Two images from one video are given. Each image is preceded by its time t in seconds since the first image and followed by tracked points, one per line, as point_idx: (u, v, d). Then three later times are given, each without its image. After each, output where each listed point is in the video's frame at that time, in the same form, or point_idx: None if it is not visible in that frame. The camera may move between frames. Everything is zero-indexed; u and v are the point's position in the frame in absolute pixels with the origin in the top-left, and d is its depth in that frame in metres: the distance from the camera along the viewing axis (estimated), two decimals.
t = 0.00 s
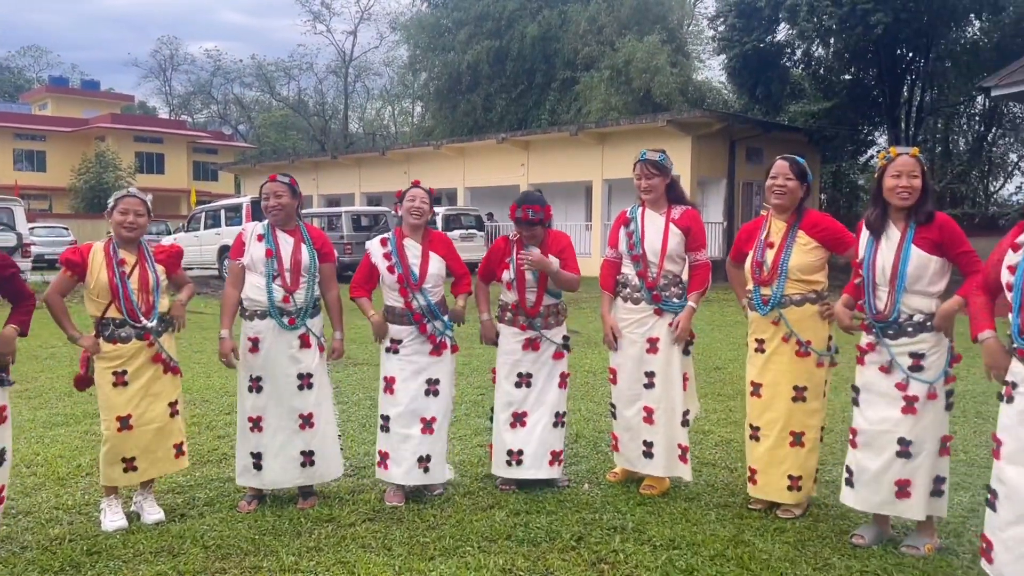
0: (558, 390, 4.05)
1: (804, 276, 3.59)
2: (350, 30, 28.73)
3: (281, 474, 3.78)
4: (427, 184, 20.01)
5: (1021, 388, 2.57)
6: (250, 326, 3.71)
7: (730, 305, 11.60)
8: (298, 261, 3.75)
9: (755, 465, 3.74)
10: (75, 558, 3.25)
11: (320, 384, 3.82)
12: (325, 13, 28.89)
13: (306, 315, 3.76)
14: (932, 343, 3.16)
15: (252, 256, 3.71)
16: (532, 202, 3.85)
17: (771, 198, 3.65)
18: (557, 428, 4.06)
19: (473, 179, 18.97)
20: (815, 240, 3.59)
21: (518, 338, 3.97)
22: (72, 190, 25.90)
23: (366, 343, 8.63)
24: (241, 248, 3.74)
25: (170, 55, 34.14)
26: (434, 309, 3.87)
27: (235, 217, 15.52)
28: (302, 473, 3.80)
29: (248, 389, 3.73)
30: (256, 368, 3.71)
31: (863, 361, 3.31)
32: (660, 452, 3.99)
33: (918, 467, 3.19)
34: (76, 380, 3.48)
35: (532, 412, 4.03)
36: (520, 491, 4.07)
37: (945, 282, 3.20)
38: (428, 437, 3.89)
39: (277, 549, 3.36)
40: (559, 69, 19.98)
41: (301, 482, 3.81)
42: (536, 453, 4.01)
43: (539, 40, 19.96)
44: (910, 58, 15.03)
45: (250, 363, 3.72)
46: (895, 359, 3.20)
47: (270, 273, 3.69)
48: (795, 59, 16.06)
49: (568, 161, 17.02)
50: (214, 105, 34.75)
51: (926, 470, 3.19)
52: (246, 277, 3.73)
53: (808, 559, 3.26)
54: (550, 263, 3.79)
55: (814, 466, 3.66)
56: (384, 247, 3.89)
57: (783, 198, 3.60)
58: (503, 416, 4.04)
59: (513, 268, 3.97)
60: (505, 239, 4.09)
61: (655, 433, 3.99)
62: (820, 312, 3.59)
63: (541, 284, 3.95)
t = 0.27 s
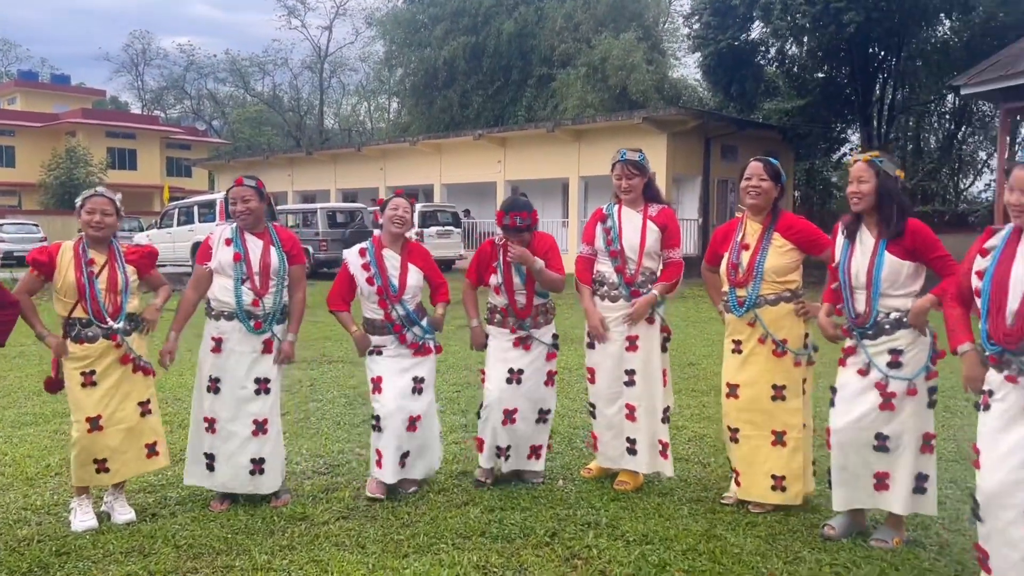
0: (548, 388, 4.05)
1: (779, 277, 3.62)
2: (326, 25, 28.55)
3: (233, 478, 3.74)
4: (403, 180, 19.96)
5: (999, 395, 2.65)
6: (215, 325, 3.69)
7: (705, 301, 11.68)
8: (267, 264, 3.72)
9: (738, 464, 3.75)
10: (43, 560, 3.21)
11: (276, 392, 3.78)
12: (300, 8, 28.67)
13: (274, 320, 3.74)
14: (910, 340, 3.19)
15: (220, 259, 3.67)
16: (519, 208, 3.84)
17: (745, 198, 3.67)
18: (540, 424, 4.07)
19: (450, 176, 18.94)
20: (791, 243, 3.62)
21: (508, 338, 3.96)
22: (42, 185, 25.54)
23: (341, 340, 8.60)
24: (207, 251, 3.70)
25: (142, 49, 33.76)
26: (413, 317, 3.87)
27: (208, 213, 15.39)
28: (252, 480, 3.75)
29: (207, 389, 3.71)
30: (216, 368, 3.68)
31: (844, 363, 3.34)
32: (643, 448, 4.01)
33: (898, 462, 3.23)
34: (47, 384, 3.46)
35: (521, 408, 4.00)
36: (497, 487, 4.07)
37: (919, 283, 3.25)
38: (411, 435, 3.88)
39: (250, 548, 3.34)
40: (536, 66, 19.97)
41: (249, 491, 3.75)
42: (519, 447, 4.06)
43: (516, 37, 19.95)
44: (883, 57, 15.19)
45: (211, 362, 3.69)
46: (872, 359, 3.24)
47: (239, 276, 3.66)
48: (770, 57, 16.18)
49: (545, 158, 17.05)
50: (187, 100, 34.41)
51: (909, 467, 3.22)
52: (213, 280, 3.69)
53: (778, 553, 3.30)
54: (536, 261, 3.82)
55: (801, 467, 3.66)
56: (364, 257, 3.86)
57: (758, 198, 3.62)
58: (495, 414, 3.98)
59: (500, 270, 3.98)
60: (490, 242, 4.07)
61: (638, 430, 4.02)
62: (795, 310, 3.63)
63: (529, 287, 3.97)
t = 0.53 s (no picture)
0: (523, 382, 4.05)
1: (746, 271, 3.65)
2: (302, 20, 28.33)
3: (223, 472, 3.71)
4: (380, 176, 19.89)
5: (951, 376, 2.76)
6: (200, 321, 3.64)
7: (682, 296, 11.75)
8: (250, 254, 3.69)
9: (700, 457, 3.81)
10: (12, 559, 3.17)
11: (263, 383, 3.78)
12: (276, 2, 28.43)
13: (260, 310, 3.72)
14: (873, 333, 3.24)
15: (202, 251, 3.64)
16: (504, 199, 3.83)
17: (719, 191, 3.69)
18: (519, 420, 4.06)
19: (427, 172, 18.90)
20: (761, 236, 3.65)
21: (484, 330, 3.98)
22: (13, 181, 25.16)
23: (317, 337, 8.56)
24: (188, 242, 3.69)
25: (115, 43, 33.33)
26: (389, 302, 3.87)
27: (183, 209, 15.25)
28: (241, 471, 3.74)
29: (192, 385, 3.65)
30: (203, 362, 3.63)
31: (810, 355, 3.38)
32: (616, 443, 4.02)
33: (861, 454, 3.26)
34: None
35: (499, 402, 4.00)
36: (479, 484, 4.06)
37: (885, 275, 3.29)
38: (378, 429, 3.88)
39: (223, 546, 3.32)
40: (514, 62, 19.91)
41: (239, 481, 3.75)
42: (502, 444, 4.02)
43: (493, 32, 19.90)
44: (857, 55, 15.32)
45: (198, 357, 3.64)
46: (838, 350, 3.28)
47: (223, 267, 3.63)
48: (746, 54, 16.26)
49: (522, 155, 17.06)
50: (161, 95, 34.04)
51: (871, 459, 3.26)
52: (196, 271, 3.67)
53: (751, 546, 3.32)
54: (516, 255, 3.79)
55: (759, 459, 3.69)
56: (339, 237, 3.83)
57: (732, 192, 3.64)
58: (475, 407, 3.98)
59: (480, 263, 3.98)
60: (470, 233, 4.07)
61: (611, 427, 4.02)
62: (761, 306, 3.64)
63: (509, 280, 3.96)
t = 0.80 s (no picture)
0: (496, 377, 4.06)
1: (718, 269, 3.67)
2: (281, 14, 28.14)
3: (225, 469, 3.70)
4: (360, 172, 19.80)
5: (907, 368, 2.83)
6: (188, 325, 3.62)
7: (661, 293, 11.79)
8: (229, 255, 3.65)
9: (663, 449, 3.84)
10: None
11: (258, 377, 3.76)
12: None
13: (242, 310, 3.67)
14: (838, 332, 3.27)
15: (180, 253, 3.61)
16: (488, 202, 3.84)
17: (692, 188, 3.71)
18: (494, 415, 4.07)
19: (407, 168, 18.84)
20: (733, 235, 3.67)
21: (454, 327, 3.97)
22: None
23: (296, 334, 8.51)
24: (167, 242, 3.64)
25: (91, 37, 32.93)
26: (360, 310, 3.88)
27: (160, 205, 15.09)
28: (246, 466, 3.72)
29: (185, 386, 3.61)
30: (197, 362, 3.61)
31: (777, 344, 3.45)
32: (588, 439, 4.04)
33: (816, 445, 3.32)
34: None
35: (469, 401, 4.01)
36: (461, 480, 4.05)
37: (854, 274, 3.31)
38: (349, 429, 3.85)
39: (201, 543, 3.29)
40: (494, 58, 19.87)
41: (243, 475, 3.73)
42: (473, 441, 4.01)
43: (474, 28, 19.85)
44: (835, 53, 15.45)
45: (191, 359, 3.62)
46: (802, 346, 3.33)
47: (201, 268, 3.60)
48: (725, 51, 16.33)
49: (503, 151, 17.04)
50: (137, 90, 33.68)
51: (821, 449, 3.32)
52: (177, 272, 3.64)
53: (729, 539, 3.34)
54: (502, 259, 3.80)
55: (718, 453, 3.75)
56: (316, 244, 3.80)
57: (703, 188, 3.67)
58: (443, 404, 4.02)
59: (457, 258, 3.96)
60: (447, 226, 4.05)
61: (584, 423, 4.04)
62: (729, 305, 3.67)
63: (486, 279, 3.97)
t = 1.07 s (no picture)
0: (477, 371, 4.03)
1: (701, 264, 3.69)
2: (262, 9, 27.95)
3: (197, 466, 3.68)
4: (342, 169, 19.71)
5: (898, 363, 2.81)
6: (161, 320, 3.58)
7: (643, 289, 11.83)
8: (205, 249, 3.63)
9: (643, 443, 3.85)
10: None
11: (232, 373, 3.74)
12: None
13: (216, 305, 3.64)
14: (816, 327, 3.29)
15: (155, 247, 3.58)
16: (464, 197, 3.88)
17: (671, 186, 3.71)
18: (481, 410, 4.03)
19: (390, 165, 18.77)
20: (714, 230, 3.69)
21: (431, 325, 3.97)
22: None
23: (278, 331, 8.47)
24: (142, 234, 3.61)
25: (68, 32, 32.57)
26: (345, 299, 3.87)
27: (139, 201, 14.96)
28: (218, 463, 3.71)
29: (158, 382, 3.59)
30: (169, 359, 3.58)
31: (755, 340, 3.47)
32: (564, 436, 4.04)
33: (791, 440, 3.32)
34: None
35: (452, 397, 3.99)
36: (441, 476, 4.05)
37: (831, 269, 3.34)
38: (337, 421, 3.86)
39: (180, 542, 3.27)
40: (477, 55, 19.83)
41: (217, 473, 3.72)
42: (459, 432, 4.04)
43: (456, 25, 19.78)
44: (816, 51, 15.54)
45: (162, 355, 3.59)
46: (781, 341, 3.35)
47: (175, 261, 3.57)
48: (707, 49, 16.37)
49: (485, 147, 17.03)
50: (116, 85, 33.35)
51: (798, 444, 3.33)
52: (151, 265, 3.61)
53: (709, 535, 3.36)
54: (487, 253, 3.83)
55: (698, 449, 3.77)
56: (297, 232, 3.79)
57: (682, 187, 3.67)
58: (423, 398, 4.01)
59: (434, 254, 3.96)
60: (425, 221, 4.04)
61: (560, 418, 4.05)
62: (712, 299, 3.71)
63: (465, 276, 3.99)
